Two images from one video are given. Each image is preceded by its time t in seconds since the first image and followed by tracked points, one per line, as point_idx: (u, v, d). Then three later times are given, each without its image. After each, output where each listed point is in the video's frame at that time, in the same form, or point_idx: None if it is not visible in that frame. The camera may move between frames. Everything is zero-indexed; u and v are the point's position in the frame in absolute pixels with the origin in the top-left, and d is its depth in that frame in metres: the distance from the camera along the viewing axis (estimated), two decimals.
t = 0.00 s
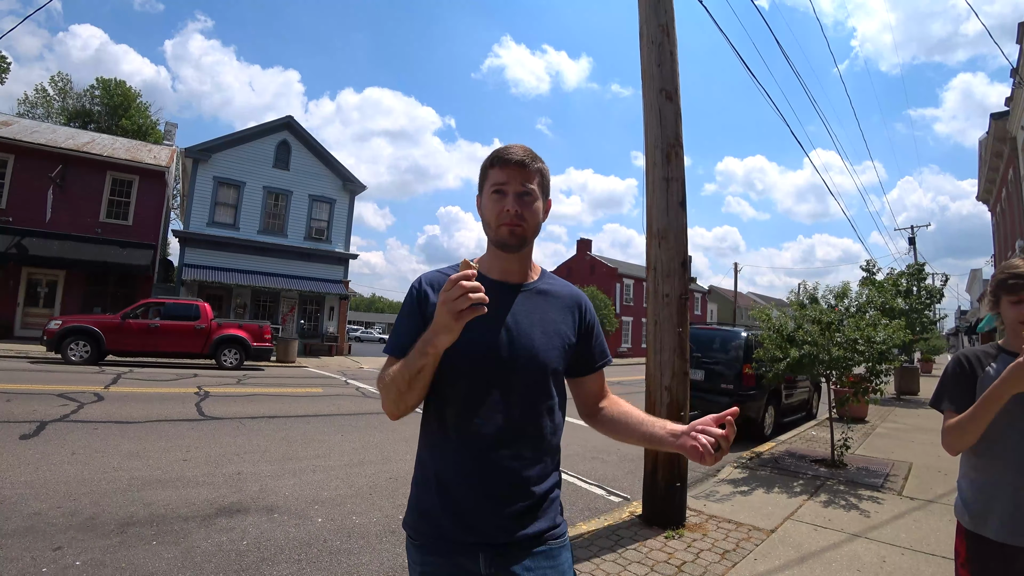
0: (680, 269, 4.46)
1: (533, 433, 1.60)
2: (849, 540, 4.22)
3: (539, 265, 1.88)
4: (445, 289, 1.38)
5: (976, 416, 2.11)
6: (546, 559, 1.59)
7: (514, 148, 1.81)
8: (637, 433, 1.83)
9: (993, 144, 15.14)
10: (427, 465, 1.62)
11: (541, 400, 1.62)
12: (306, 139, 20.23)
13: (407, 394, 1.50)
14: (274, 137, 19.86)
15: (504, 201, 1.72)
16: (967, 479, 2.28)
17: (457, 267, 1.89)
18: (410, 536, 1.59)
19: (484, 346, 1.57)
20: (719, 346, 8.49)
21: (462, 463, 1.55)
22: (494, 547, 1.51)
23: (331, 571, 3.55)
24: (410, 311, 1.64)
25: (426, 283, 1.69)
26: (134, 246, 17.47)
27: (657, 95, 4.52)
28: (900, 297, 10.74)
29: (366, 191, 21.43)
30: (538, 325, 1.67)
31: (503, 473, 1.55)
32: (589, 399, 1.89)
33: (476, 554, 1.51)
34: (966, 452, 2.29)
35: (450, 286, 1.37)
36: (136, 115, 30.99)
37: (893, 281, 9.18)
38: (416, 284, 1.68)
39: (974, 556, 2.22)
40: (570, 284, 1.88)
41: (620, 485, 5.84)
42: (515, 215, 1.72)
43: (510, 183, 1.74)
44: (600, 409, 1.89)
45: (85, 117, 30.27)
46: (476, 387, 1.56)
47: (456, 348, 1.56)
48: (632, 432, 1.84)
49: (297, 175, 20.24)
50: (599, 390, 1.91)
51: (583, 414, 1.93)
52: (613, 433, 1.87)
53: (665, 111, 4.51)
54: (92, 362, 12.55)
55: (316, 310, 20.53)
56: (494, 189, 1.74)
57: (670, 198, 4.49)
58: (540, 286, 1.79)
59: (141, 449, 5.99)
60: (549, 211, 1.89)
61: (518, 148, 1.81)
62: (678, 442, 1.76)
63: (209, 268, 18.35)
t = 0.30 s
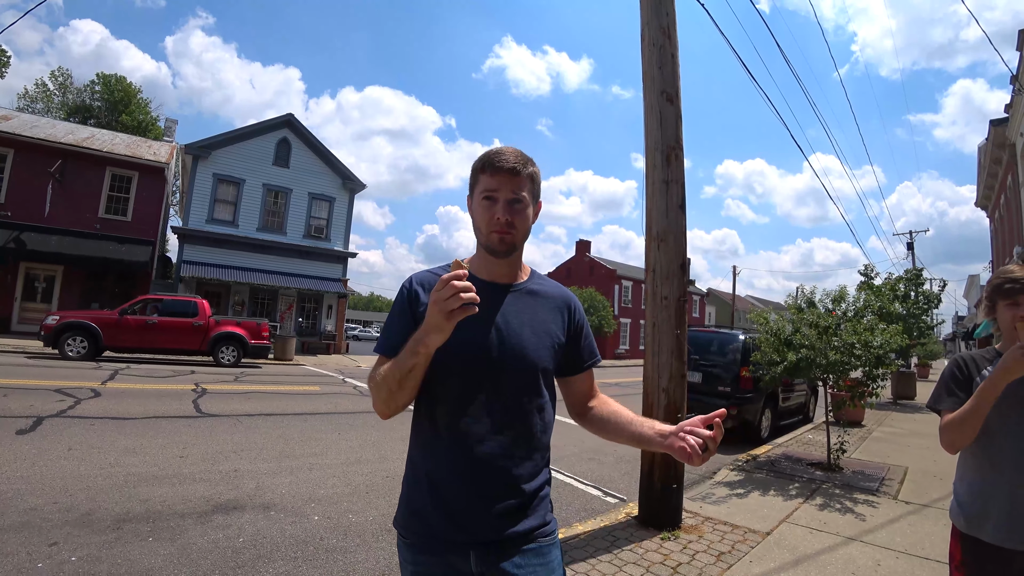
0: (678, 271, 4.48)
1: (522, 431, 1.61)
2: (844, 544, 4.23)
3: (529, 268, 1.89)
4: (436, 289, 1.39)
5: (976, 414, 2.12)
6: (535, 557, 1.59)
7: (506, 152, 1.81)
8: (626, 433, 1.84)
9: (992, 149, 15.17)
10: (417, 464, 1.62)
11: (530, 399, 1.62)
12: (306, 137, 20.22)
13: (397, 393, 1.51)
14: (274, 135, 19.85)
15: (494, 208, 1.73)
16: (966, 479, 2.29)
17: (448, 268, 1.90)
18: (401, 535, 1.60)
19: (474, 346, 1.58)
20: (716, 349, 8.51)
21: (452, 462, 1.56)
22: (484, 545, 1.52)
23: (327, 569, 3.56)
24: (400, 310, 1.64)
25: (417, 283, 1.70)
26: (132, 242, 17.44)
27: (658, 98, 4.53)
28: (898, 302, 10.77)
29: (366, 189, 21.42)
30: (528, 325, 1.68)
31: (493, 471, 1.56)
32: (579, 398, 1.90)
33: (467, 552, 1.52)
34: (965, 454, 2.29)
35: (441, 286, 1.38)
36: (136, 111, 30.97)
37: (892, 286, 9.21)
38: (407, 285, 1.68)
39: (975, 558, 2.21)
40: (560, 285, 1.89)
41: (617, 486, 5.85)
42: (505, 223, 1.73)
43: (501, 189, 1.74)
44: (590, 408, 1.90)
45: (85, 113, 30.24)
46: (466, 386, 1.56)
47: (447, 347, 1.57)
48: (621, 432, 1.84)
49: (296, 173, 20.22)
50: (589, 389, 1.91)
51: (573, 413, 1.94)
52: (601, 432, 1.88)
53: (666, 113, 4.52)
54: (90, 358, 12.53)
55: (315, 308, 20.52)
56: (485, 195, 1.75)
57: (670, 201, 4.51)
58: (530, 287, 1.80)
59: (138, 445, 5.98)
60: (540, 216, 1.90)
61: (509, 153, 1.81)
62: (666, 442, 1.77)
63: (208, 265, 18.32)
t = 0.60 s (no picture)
0: (680, 271, 4.48)
1: (521, 430, 1.61)
2: (845, 544, 4.23)
3: (529, 265, 1.89)
4: (437, 286, 1.38)
5: (978, 414, 2.12)
6: (533, 555, 1.60)
7: (508, 147, 1.81)
8: (625, 432, 1.84)
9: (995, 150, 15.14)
10: (416, 462, 1.62)
11: (529, 396, 1.63)
12: (307, 134, 20.21)
13: (397, 390, 1.51)
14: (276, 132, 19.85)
15: (496, 201, 1.73)
16: (968, 480, 2.29)
17: (449, 264, 1.90)
18: (400, 533, 1.60)
19: (473, 344, 1.58)
20: (717, 348, 8.50)
21: (450, 459, 1.56)
22: (485, 542, 1.52)
23: (328, 566, 3.56)
24: (399, 308, 1.64)
25: (417, 280, 1.70)
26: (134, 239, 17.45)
27: (661, 97, 4.52)
28: (900, 302, 10.76)
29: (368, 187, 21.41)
30: (527, 323, 1.68)
31: (493, 469, 1.56)
32: (578, 398, 1.90)
33: (466, 549, 1.52)
34: (967, 455, 2.29)
35: (443, 283, 1.37)
36: (138, 108, 30.98)
37: (893, 286, 9.21)
38: (406, 281, 1.68)
39: (977, 559, 2.21)
40: (559, 283, 1.89)
41: (617, 485, 5.85)
42: (507, 217, 1.73)
43: (502, 183, 1.74)
44: (588, 408, 1.90)
45: (87, 109, 30.26)
46: (466, 383, 1.57)
47: (446, 344, 1.57)
48: (621, 431, 1.85)
49: (298, 171, 20.23)
50: (588, 389, 1.91)
51: (572, 412, 1.94)
52: (600, 432, 1.88)
53: (668, 112, 4.51)
54: (91, 354, 12.55)
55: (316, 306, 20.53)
56: (486, 188, 1.75)
57: (672, 200, 4.50)
58: (530, 284, 1.80)
59: (139, 441, 5.99)
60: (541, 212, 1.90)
61: (511, 148, 1.81)
62: (665, 441, 1.78)
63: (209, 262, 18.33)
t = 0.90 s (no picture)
0: (686, 266, 4.45)
1: (527, 425, 1.60)
2: (855, 540, 4.20)
3: (532, 260, 1.88)
4: (441, 282, 1.38)
5: (990, 410, 2.10)
6: (542, 555, 1.58)
7: (518, 143, 1.82)
8: (634, 425, 1.83)
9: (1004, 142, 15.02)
10: (423, 464, 1.62)
11: (535, 392, 1.62)
12: (312, 135, 20.25)
13: (402, 389, 1.50)
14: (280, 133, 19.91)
15: (503, 192, 1.72)
16: (980, 475, 2.27)
17: (452, 262, 1.89)
18: (409, 534, 1.59)
19: (478, 341, 1.57)
20: (724, 344, 8.47)
21: (457, 459, 1.55)
22: (494, 541, 1.52)
23: (337, 564, 3.57)
24: (404, 307, 1.63)
25: (421, 278, 1.69)
26: (141, 240, 17.55)
27: (665, 92, 4.49)
28: (907, 296, 10.70)
29: (372, 186, 21.42)
30: (532, 319, 1.67)
31: (501, 467, 1.56)
32: (585, 391, 1.89)
33: (475, 548, 1.51)
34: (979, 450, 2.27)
35: (448, 279, 1.36)
36: (143, 110, 31.15)
37: (901, 280, 9.16)
38: (411, 280, 1.67)
39: (987, 554, 2.19)
40: (563, 279, 1.88)
41: (625, 482, 5.84)
42: (513, 209, 1.71)
43: (510, 176, 1.74)
44: (596, 401, 1.90)
45: (93, 113, 30.46)
46: (471, 380, 1.56)
47: (450, 342, 1.56)
48: (630, 424, 1.84)
49: (303, 171, 20.28)
50: (595, 382, 1.91)
51: (580, 408, 1.93)
52: (609, 425, 1.87)
53: (673, 107, 4.48)
54: (100, 355, 12.64)
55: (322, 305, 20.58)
56: (495, 180, 1.75)
57: (677, 196, 4.48)
58: (533, 279, 1.79)
59: (149, 441, 6.03)
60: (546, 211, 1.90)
61: (521, 144, 1.82)
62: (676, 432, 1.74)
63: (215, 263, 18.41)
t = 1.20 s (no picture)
0: (693, 266, 4.44)
1: (534, 427, 1.61)
2: (868, 540, 4.16)
3: (538, 263, 1.88)
4: (448, 283, 1.38)
5: (1008, 411, 2.07)
6: (551, 556, 1.58)
7: (533, 148, 1.83)
8: (647, 423, 1.83)
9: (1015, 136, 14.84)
10: (431, 466, 1.62)
11: (541, 393, 1.62)
12: (318, 140, 20.36)
13: (408, 391, 1.51)
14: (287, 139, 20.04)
15: (514, 196, 1.73)
16: (994, 476, 2.24)
17: (458, 264, 1.90)
18: (418, 538, 1.59)
19: (485, 342, 1.58)
20: (733, 344, 8.43)
21: (465, 461, 1.56)
22: (503, 543, 1.52)
23: (348, 567, 3.59)
24: (410, 310, 1.64)
25: (427, 281, 1.70)
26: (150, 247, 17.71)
27: (670, 92, 4.48)
28: (918, 293, 10.61)
29: (379, 190, 21.51)
30: (538, 320, 1.67)
31: (510, 469, 1.56)
32: (597, 391, 1.89)
33: (484, 551, 1.52)
34: (993, 451, 2.25)
35: (453, 280, 1.36)
36: (151, 119, 31.44)
37: (911, 277, 9.07)
38: (417, 283, 1.68)
39: (1004, 555, 2.17)
40: (570, 280, 1.88)
41: (635, 483, 5.82)
42: (521, 213, 1.72)
43: (524, 181, 1.75)
44: (608, 402, 1.89)
45: (102, 121, 30.79)
46: (478, 382, 1.56)
47: (457, 343, 1.56)
48: (642, 422, 1.83)
49: (310, 176, 20.39)
50: (607, 382, 1.90)
51: (591, 408, 1.93)
52: (622, 424, 1.87)
53: (678, 106, 4.47)
54: (112, 362, 12.77)
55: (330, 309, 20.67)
56: (507, 183, 1.75)
57: (683, 195, 4.47)
58: (540, 282, 1.79)
59: (161, 447, 6.08)
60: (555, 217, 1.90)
61: (536, 149, 1.82)
62: (691, 427, 1.75)
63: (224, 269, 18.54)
